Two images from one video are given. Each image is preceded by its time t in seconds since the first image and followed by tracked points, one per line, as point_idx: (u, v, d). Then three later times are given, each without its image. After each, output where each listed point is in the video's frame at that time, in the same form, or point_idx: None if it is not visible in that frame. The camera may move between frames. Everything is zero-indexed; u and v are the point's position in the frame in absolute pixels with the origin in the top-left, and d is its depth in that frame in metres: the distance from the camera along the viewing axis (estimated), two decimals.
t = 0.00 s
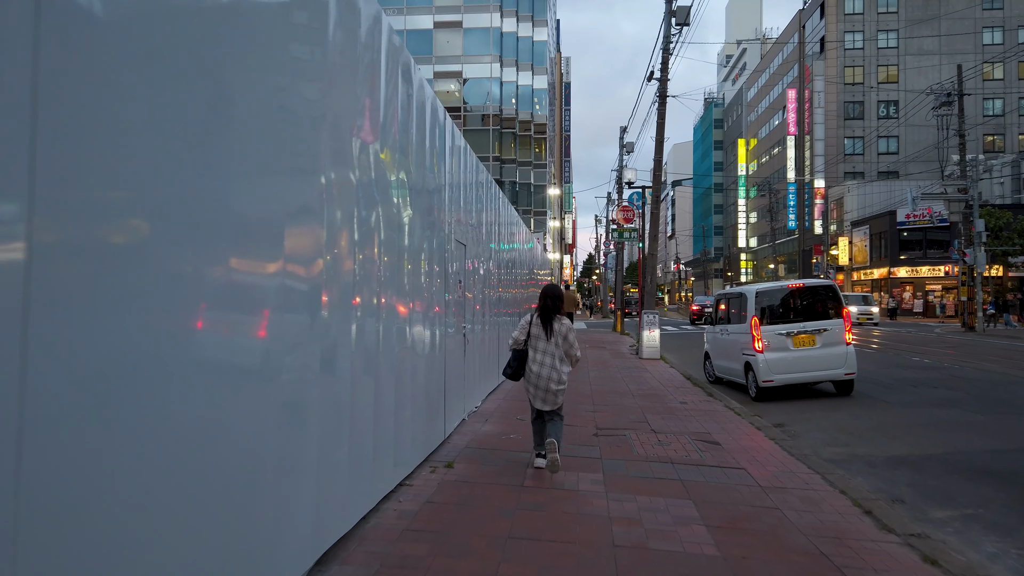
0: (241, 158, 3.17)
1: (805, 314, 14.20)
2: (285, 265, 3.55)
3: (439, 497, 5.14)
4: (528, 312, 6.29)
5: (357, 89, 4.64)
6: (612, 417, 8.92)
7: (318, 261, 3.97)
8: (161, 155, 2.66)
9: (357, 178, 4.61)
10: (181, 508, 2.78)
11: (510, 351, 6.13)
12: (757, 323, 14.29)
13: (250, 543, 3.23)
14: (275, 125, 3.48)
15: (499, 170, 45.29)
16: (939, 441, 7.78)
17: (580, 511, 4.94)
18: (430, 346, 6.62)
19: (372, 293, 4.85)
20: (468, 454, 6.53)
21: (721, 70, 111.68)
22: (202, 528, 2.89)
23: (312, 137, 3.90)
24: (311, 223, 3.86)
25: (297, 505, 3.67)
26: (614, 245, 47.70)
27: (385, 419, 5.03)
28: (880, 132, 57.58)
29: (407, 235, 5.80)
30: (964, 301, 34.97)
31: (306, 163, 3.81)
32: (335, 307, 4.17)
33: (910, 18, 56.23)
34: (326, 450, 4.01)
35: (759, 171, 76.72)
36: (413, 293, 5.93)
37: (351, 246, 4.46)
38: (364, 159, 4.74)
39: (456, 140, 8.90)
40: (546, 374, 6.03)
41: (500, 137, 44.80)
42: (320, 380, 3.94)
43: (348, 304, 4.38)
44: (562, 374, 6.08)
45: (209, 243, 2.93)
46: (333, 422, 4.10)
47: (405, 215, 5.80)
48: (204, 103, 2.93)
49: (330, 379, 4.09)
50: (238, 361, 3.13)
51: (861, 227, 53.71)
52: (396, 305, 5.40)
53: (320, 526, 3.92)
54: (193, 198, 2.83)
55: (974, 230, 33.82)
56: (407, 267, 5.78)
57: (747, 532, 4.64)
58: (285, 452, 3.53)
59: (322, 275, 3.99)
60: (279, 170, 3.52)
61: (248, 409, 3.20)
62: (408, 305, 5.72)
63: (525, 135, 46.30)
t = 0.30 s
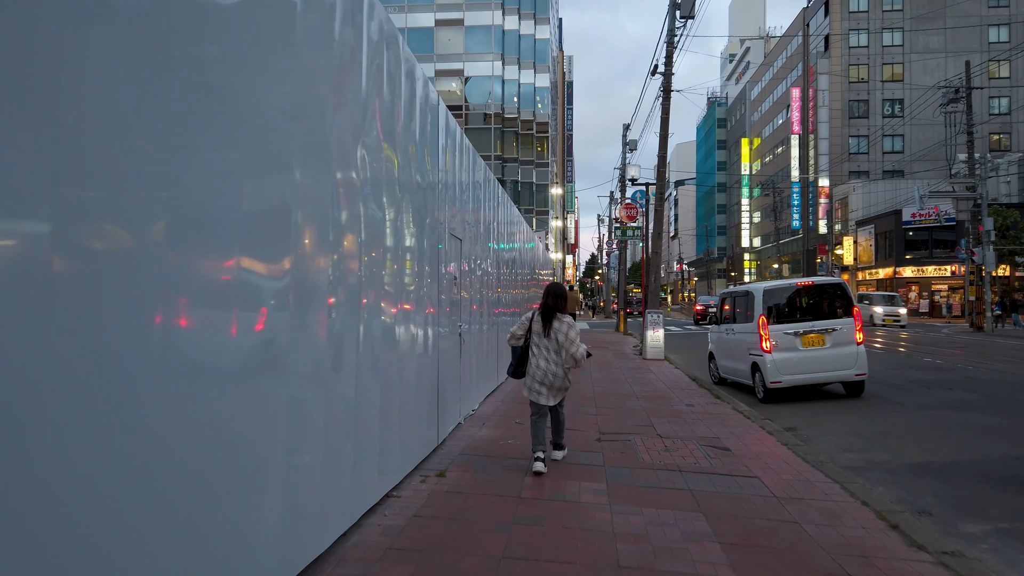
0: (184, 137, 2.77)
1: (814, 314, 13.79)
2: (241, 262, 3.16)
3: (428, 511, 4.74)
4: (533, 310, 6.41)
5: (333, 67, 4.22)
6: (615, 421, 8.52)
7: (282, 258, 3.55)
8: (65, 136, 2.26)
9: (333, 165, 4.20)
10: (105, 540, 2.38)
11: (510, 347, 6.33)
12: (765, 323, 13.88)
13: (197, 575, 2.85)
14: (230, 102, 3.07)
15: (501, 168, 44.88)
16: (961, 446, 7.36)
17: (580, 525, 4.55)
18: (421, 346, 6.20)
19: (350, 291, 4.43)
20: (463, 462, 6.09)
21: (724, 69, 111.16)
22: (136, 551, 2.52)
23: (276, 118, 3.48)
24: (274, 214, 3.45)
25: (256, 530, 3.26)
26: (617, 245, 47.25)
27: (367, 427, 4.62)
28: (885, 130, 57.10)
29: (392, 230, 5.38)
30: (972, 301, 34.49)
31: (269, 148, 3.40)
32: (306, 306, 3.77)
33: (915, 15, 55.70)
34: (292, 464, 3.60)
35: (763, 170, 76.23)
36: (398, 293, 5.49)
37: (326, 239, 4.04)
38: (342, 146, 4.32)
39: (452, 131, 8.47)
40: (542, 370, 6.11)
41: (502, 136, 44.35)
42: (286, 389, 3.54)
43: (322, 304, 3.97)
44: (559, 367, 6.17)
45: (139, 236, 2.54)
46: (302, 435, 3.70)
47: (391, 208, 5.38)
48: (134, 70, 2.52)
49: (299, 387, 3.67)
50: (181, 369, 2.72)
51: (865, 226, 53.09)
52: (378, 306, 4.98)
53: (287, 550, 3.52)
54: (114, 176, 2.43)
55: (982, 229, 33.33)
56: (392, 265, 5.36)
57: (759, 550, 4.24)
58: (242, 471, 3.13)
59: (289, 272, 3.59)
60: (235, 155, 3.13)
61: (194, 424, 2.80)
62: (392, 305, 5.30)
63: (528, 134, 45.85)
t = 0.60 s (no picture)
0: (152, 121, 2.44)
1: (826, 316, 13.40)
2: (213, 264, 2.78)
3: (422, 535, 4.35)
4: (542, 310, 6.64)
5: (316, 51, 3.84)
6: (622, 428, 8.15)
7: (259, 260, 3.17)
8: None
9: (315, 158, 3.82)
10: None
11: (522, 346, 6.50)
12: (775, 325, 13.49)
13: None
14: (196, 83, 2.70)
15: (503, 169, 44.49)
16: (990, 458, 6.97)
17: (590, 551, 4.16)
18: (416, 353, 5.81)
19: (334, 296, 4.05)
20: (462, 476, 5.70)
21: (727, 68, 110.71)
22: None
23: (253, 102, 3.10)
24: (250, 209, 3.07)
25: (227, 565, 2.89)
26: (620, 245, 46.85)
27: (355, 443, 4.24)
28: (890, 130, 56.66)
29: (381, 230, 4.99)
30: (981, 302, 34.08)
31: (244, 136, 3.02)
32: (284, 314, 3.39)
33: (921, 14, 55.22)
34: (269, 490, 3.23)
35: (766, 170, 75.82)
36: (388, 297, 5.11)
37: (306, 237, 3.66)
38: (325, 137, 3.94)
39: (451, 127, 8.07)
40: (556, 371, 6.38)
41: (504, 135, 44.11)
42: (260, 407, 3.16)
43: (302, 310, 3.59)
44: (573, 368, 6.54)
45: (77, 234, 2.16)
46: (280, 457, 3.33)
47: (380, 207, 5.00)
48: (84, 36, 2.16)
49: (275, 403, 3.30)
50: (133, 389, 2.36)
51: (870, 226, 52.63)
52: (366, 311, 4.59)
53: None
54: (42, 164, 2.04)
55: (991, 229, 32.90)
56: (382, 267, 4.98)
57: None
58: (209, 500, 2.76)
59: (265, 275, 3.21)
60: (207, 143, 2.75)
61: (149, 452, 2.43)
62: (382, 310, 4.91)
63: (530, 134, 45.55)
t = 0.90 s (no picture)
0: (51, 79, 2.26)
1: (838, 316, 12.97)
2: (105, 269, 2.43)
3: (412, 558, 3.95)
4: (541, 314, 6.60)
5: (290, 21, 3.44)
6: (631, 435, 7.73)
7: (194, 261, 2.81)
8: None
9: (284, 143, 3.44)
10: None
11: (524, 352, 6.44)
12: (787, 326, 13.05)
13: None
14: (113, 43, 2.47)
15: (505, 167, 44.12)
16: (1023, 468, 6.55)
17: None
18: (410, 358, 5.43)
19: (310, 299, 3.66)
20: (460, 490, 5.30)
21: (730, 67, 110.15)
22: None
23: (179, 83, 2.74)
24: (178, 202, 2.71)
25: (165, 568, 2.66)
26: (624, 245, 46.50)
27: (331, 459, 3.85)
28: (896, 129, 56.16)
29: (368, 225, 4.58)
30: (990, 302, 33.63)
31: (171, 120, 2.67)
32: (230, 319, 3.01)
33: (927, 11, 54.70)
34: (212, 517, 2.87)
35: (771, 169, 75.33)
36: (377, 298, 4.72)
37: (273, 226, 3.30)
38: (295, 122, 3.53)
39: (448, 118, 7.63)
40: (560, 375, 6.35)
41: (507, 134, 43.72)
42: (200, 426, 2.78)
43: (261, 315, 3.21)
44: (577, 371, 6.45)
45: None
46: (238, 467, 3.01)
47: (367, 202, 4.59)
48: None
49: (221, 421, 2.94)
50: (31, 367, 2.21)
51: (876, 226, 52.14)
52: (349, 316, 4.20)
53: None
54: None
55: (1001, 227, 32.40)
56: (369, 267, 4.58)
57: None
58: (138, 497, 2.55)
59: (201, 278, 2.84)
60: (99, 124, 2.43)
61: (54, 439, 2.27)
62: (369, 314, 4.54)
63: (534, 132, 45.14)
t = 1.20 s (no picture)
0: None
1: (850, 315, 12.56)
2: (55, 250, 1.95)
3: None
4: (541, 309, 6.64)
5: None
6: (636, 441, 7.32)
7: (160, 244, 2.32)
8: None
9: (260, 115, 2.99)
10: None
11: (522, 348, 6.57)
12: (796, 326, 12.64)
13: None
14: None
15: (507, 166, 43.83)
16: None
17: None
18: (399, 360, 5.00)
19: (288, 296, 3.24)
20: (453, 503, 4.90)
21: (733, 66, 109.75)
22: None
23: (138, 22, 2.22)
24: (149, 175, 2.27)
25: None
26: (626, 244, 46.12)
27: (308, 475, 3.44)
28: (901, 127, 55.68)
29: (354, 214, 4.16)
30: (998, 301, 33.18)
31: (134, 72, 2.22)
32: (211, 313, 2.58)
33: (932, 9, 54.21)
34: (184, 549, 2.45)
35: (774, 168, 74.88)
36: (363, 295, 4.29)
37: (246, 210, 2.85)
38: (273, 92, 3.08)
39: (443, 105, 7.21)
40: (556, 370, 6.38)
41: (508, 132, 43.44)
42: (170, 442, 2.37)
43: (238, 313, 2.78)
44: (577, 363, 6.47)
45: None
46: (203, 494, 2.55)
47: (353, 190, 4.16)
48: None
49: (201, 435, 2.50)
50: None
51: (881, 225, 51.61)
52: (333, 316, 3.77)
53: None
54: None
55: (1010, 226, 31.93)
56: (356, 261, 4.16)
57: None
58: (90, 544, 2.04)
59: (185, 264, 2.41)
60: (76, 79, 2.00)
61: None
62: (354, 313, 4.12)
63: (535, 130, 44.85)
